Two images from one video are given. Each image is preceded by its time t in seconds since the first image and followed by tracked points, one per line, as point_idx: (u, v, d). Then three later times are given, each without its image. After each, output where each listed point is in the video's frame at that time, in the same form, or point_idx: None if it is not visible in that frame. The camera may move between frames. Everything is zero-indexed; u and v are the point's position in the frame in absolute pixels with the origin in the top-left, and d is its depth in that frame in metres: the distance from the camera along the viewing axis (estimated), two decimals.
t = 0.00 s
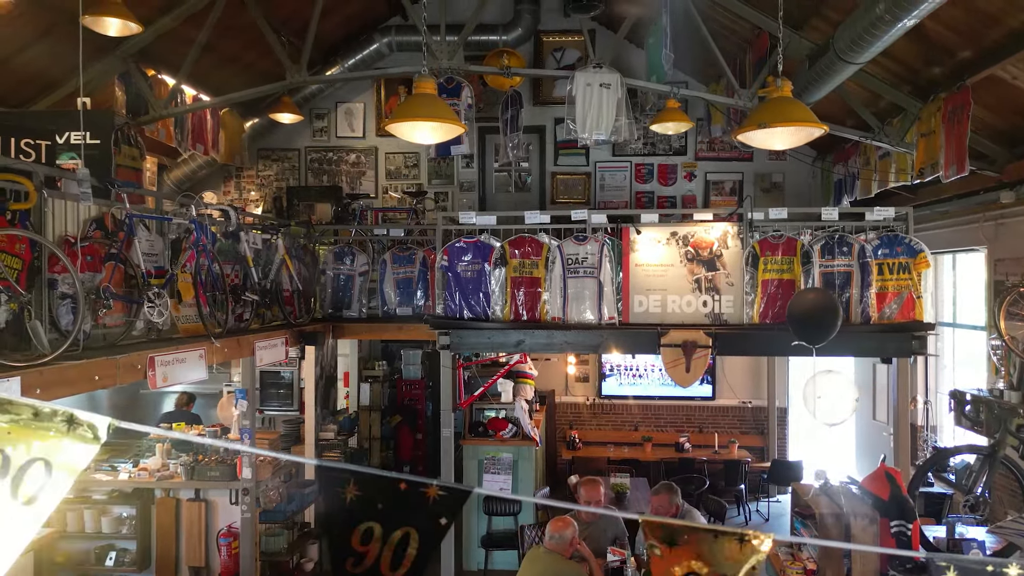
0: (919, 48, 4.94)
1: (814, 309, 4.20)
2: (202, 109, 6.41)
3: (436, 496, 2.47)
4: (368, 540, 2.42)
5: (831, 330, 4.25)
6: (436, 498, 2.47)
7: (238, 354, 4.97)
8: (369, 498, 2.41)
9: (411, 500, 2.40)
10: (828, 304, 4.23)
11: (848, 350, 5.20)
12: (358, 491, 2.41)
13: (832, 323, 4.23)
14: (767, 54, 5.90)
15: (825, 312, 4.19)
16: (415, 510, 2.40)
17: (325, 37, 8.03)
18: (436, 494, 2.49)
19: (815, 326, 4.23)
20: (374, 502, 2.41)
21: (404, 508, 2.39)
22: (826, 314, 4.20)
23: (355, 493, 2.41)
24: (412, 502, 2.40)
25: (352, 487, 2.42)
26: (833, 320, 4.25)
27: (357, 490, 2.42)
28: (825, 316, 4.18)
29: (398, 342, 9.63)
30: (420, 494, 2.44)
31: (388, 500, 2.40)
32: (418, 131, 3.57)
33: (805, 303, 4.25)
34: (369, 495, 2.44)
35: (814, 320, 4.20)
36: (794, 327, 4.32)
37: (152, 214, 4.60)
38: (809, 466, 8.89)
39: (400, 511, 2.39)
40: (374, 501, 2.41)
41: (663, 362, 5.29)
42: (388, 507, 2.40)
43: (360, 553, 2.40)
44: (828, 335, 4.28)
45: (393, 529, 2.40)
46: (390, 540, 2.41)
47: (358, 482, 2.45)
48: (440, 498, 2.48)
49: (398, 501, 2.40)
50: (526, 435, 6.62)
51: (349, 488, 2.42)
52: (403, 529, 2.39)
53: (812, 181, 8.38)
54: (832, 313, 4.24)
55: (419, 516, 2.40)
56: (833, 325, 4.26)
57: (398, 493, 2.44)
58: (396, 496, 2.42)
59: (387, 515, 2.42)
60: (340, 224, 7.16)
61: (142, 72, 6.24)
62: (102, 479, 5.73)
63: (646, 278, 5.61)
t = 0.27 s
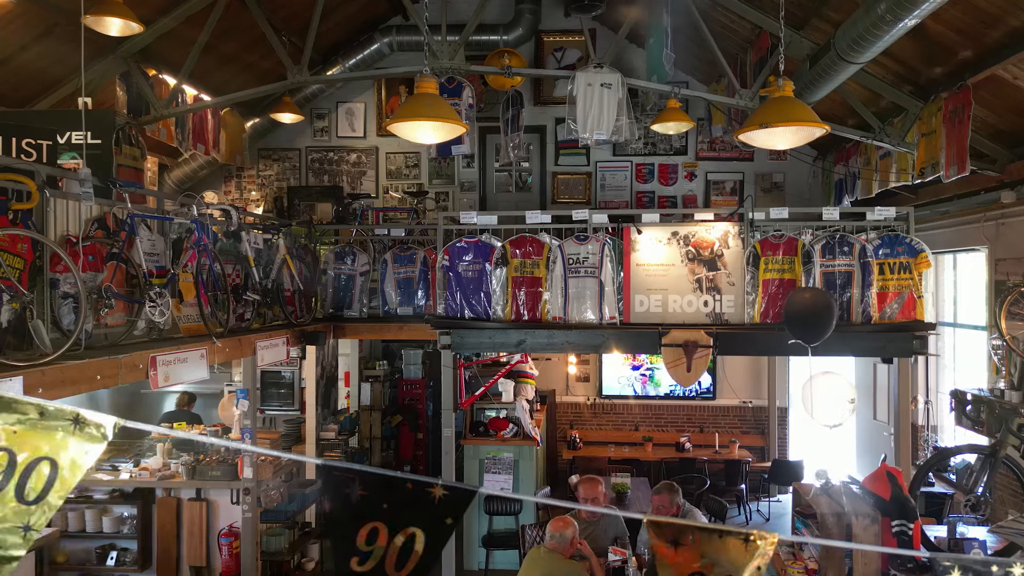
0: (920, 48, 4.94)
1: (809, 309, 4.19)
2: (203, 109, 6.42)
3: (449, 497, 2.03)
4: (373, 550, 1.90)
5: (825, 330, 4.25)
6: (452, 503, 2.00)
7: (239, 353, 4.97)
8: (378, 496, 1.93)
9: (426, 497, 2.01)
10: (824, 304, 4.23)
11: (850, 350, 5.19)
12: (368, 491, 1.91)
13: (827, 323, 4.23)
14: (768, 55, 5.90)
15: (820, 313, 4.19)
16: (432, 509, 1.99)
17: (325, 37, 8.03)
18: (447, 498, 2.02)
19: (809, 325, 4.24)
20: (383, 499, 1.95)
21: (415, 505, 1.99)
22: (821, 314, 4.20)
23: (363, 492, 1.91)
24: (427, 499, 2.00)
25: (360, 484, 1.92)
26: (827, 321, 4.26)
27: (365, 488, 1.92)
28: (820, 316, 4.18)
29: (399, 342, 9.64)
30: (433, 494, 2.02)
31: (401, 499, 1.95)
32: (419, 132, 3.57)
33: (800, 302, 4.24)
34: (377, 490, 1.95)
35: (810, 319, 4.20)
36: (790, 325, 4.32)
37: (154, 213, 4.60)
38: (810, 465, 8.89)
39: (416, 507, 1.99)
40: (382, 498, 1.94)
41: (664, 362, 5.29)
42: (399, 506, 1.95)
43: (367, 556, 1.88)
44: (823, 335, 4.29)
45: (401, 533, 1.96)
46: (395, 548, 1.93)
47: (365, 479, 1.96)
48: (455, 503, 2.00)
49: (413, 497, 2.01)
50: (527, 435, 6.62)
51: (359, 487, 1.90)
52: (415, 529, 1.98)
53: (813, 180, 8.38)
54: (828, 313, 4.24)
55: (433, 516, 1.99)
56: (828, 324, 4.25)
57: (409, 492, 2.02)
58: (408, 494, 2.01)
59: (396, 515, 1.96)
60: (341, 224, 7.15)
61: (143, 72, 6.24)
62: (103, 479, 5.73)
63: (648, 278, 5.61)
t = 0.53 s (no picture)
0: (920, 48, 4.94)
1: (803, 309, 4.20)
2: (204, 109, 6.42)
3: (450, 502, 1.92)
4: (372, 555, 1.85)
5: (819, 331, 4.25)
6: (452, 507, 1.90)
7: (239, 353, 4.97)
8: (375, 500, 1.89)
9: (424, 503, 1.89)
10: (818, 304, 4.23)
11: (850, 350, 5.19)
12: (366, 495, 1.87)
13: (820, 324, 4.24)
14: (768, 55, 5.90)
15: (814, 313, 4.20)
16: (429, 513, 1.89)
17: (326, 36, 8.03)
18: (449, 501, 1.91)
19: (803, 325, 4.25)
20: (382, 503, 1.90)
21: (415, 510, 1.90)
22: (815, 314, 4.21)
23: (361, 496, 1.87)
24: (425, 504, 1.89)
25: (358, 486, 1.87)
26: (821, 320, 4.26)
27: (362, 490, 1.88)
28: (813, 317, 4.19)
29: (399, 342, 9.65)
30: (432, 497, 1.90)
31: (400, 503, 1.90)
32: (419, 132, 3.58)
33: (794, 302, 4.25)
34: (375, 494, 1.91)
35: (803, 319, 4.21)
36: (784, 325, 4.33)
37: (154, 213, 4.61)
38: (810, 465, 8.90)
39: (415, 512, 1.90)
40: (382, 503, 1.90)
41: (664, 362, 5.29)
42: (398, 510, 1.90)
43: (365, 561, 1.83)
44: (817, 335, 4.29)
45: (400, 537, 1.90)
46: (395, 553, 1.87)
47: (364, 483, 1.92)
48: (455, 507, 1.90)
49: (411, 500, 1.92)
50: (528, 435, 6.62)
51: (355, 491, 1.85)
52: (413, 534, 1.90)
53: (813, 180, 8.38)
54: (821, 313, 4.25)
55: (434, 522, 1.90)
56: (821, 325, 4.26)
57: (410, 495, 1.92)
58: (406, 499, 1.91)
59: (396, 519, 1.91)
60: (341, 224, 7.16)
61: (143, 72, 6.25)
62: (103, 479, 5.73)
63: (648, 278, 5.61)
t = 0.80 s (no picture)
0: (921, 48, 4.95)
1: (801, 309, 4.21)
2: (204, 109, 6.43)
3: (454, 500, 2.00)
4: (376, 553, 1.96)
5: (817, 331, 4.25)
6: (454, 507, 1.98)
7: (241, 353, 4.98)
8: (380, 499, 1.98)
9: (429, 501, 1.99)
10: (815, 304, 4.24)
11: (851, 349, 5.19)
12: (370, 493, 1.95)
13: (818, 324, 4.24)
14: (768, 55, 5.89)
15: (812, 313, 4.20)
16: (433, 511, 1.98)
17: (327, 36, 8.04)
18: (452, 501, 2.00)
19: (801, 325, 4.25)
20: (387, 501, 2.00)
21: (421, 508, 2.00)
22: (812, 314, 4.21)
23: (366, 495, 1.95)
24: (429, 504, 1.99)
25: (363, 485, 1.96)
26: (819, 320, 4.27)
27: (367, 489, 1.96)
28: (811, 316, 4.19)
29: (400, 342, 9.66)
30: (436, 497, 1.99)
31: (404, 501, 1.99)
32: (421, 131, 3.58)
33: (793, 302, 4.25)
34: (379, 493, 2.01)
35: (801, 319, 4.21)
36: (782, 325, 4.32)
37: (156, 213, 4.62)
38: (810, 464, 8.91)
39: (416, 509, 2.00)
40: (387, 502, 2.00)
41: (665, 361, 5.28)
42: (404, 507, 1.99)
43: (368, 560, 1.94)
44: (815, 335, 4.28)
45: (406, 534, 1.99)
46: (400, 550, 1.98)
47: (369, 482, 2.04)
48: (458, 507, 1.97)
49: (416, 500, 2.02)
50: (529, 435, 6.63)
51: (359, 491, 1.93)
52: (417, 532, 1.99)
53: (813, 180, 8.39)
54: (819, 313, 4.25)
55: (436, 521, 1.98)
56: (818, 326, 4.26)
57: (414, 494, 2.03)
58: (409, 497, 2.02)
59: (398, 518, 2.01)
60: (341, 224, 7.16)
61: (144, 72, 6.25)
62: (104, 478, 5.73)
63: (649, 277, 5.62)
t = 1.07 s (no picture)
0: (922, 48, 4.94)
1: (803, 310, 4.21)
2: (206, 109, 6.43)
3: (456, 504, 2.39)
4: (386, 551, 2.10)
5: (818, 331, 4.25)
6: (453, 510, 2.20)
7: (242, 353, 4.98)
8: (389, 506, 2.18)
9: (433, 504, 2.38)
10: (816, 305, 4.23)
11: (852, 349, 5.19)
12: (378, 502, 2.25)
13: (819, 325, 4.24)
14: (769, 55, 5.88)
15: (813, 313, 4.20)
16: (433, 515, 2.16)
17: (327, 37, 8.04)
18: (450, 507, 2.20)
19: (803, 326, 4.25)
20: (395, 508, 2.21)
21: (424, 510, 2.38)
22: (814, 315, 4.21)
23: (369, 500, 2.43)
24: (433, 506, 2.37)
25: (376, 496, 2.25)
26: (821, 321, 4.26)
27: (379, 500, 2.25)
28: (813, 317, 4.19)
29: (401, 342, 9.66)
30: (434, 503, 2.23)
31: (405, 504, 2.38)
32: (422, 132, 3.58)
33: (794, 303, 4.25)
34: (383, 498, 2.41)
35: (803, 319, 4.21)
36: (783, 326, 4.32)
37: (156, 213, 4.62)
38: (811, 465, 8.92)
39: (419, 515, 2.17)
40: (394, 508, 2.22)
41: (666, 362, 5.28)
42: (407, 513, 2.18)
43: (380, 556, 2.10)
44: (816, 335, 4.28)
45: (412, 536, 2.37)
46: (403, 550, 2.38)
47: (373, 490, 2.50)
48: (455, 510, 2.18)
49: (420, 503, 2.40)
50: (529, 435, 6.63)
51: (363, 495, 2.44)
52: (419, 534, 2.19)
53: (814, 180, 8.39)
54: (820, 313, 4.25)
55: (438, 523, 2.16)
56: (819, 326, 4.26)
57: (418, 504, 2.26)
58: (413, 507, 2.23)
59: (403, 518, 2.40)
60: (342, 224, 7.16)
61: (145, 72, 6.24)
62: (105, 478, 5.74)
63: (650, 277, 5.62)
